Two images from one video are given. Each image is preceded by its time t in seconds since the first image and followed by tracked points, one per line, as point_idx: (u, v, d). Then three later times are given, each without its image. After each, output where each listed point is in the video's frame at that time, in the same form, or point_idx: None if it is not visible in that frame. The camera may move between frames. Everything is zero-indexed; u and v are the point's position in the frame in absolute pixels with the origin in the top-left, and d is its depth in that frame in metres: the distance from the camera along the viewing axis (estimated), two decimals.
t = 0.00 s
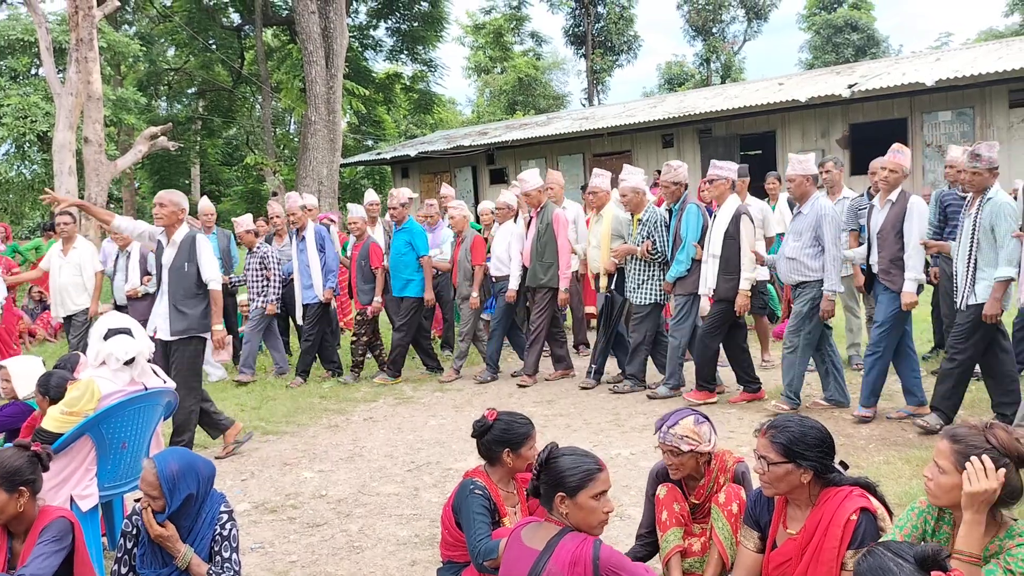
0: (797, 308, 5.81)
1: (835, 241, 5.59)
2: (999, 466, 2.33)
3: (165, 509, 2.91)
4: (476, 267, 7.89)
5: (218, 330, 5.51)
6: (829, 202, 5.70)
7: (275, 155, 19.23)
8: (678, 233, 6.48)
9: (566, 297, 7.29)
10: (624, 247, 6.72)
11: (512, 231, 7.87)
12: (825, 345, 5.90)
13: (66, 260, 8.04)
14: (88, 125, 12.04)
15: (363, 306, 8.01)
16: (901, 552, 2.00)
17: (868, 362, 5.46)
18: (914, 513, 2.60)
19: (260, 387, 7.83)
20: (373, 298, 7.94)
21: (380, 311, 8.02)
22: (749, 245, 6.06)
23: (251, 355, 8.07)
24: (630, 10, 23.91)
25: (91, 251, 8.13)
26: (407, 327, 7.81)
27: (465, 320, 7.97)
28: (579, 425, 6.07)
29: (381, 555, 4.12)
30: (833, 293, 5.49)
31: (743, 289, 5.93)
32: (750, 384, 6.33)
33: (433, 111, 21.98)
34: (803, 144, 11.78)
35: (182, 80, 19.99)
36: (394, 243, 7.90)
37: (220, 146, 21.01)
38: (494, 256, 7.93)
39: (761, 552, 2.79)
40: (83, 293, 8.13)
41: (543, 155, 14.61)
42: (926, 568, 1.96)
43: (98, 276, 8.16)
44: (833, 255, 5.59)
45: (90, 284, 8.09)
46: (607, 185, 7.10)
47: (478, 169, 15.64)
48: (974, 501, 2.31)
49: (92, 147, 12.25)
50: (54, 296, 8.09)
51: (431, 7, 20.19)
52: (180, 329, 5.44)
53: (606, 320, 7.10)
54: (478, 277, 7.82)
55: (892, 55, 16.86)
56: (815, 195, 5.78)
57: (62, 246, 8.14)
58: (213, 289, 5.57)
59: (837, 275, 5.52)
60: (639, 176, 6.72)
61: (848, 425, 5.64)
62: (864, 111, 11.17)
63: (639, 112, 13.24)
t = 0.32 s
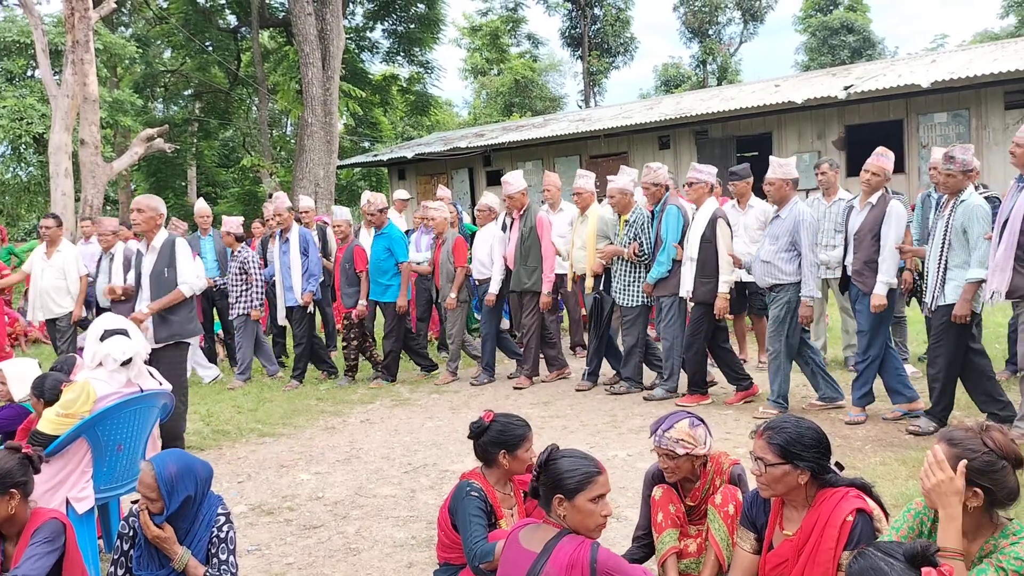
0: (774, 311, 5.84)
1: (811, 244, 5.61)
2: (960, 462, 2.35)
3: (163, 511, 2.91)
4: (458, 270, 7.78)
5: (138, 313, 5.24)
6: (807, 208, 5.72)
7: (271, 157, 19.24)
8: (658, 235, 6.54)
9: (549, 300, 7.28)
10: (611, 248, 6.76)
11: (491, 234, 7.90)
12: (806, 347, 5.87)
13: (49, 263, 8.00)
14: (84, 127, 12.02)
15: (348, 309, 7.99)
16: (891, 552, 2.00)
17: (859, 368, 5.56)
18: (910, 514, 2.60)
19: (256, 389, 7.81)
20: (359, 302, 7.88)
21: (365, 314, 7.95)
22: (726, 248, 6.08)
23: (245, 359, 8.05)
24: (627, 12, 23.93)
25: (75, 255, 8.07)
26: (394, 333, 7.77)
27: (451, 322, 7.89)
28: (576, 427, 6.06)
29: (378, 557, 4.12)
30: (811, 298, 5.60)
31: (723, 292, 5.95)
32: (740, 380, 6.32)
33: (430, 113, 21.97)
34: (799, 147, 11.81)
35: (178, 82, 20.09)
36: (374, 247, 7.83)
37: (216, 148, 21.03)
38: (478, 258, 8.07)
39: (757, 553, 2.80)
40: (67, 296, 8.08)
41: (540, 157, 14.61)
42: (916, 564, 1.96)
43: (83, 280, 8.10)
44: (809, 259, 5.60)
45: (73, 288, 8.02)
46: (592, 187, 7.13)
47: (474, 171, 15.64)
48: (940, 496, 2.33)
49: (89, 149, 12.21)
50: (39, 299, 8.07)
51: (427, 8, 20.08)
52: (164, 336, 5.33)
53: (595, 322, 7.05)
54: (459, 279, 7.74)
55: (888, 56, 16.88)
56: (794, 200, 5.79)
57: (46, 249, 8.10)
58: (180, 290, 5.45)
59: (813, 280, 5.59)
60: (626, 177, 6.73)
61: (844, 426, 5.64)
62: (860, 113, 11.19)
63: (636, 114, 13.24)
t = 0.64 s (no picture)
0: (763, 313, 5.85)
1: (792, 246, 5.64)
2: (968, 463, 2.35)
3: (163, 512, 2.90)
4: (447, 272, 7.71)
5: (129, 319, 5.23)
6: (789, 208, 5.72)
7: (269, 159, 19.23)
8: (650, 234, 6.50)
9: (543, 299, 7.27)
10: (602, 248, 6.75)
11: (479, 238, 7.79)
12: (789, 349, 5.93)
13: (39, 267, 8.00)
14: (81, 130, 11.99)
15: (336, 311, 7.90)
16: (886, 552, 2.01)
17: (854, 369, 5.56)
18: (907, 515, 2.61)
19: (254, 391, 7.79)
20: (345, 303, 7.83)
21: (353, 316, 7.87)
22: (712, 250, 6.15)
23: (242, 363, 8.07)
24: (624, 13, 23.95)
25: (65, 258, 8.09)
26: (386, 334, 7.77)
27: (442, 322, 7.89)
28: (574, 428, 6.06)
29: (376, 558, 4.12)
30: (785, 296, 5.63)
31: (703, 293, 6.02)
32: (714, 372, 6.55)
33: (428, 114, 21.99)
34: (797, 147, 11.82)
35: (176, 83, 20.21)
36: (360, 250, 7.83)
37: (214, 149, 21.03)
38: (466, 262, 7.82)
39: (756, 554, 2.80)
40: (58, 299, 8.09)
41: (538, 158, 14.61)
42: (911, 563, 1.98)
43: (73, 283, 8.12)
44: (790, 260, 5.64)
45: (63, 290, 8.01)
46: (581, 188, 7.02)
47: (472, 173, 15.64)
48: (948, 497, 2.33)
49: (86, 151, 12.19)
50: (28, 304, 8.02)
51: (425, 10, 20.16)
52: (152, 335, 5.32)
53: (583, 325, 7.04)
54: (450, 281, 7.70)
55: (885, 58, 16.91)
56: (776, 199, 5.81)
57: (34, 253, 8.10)
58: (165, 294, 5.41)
59: (793, 279, 5.62)
60: (618, 177, 6.74)
61: (842, 426, 5.64)
62: (857, 114, 11.21)
63: (633, 115, 13.21)
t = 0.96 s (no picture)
0: (757, 310, 5.84)
1: (785, 245, 5.69)
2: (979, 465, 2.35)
3: (164, 514, 2.90)
4: (437, 273, 7.74)
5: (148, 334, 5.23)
6: (779, 207, 5.77)
7: (267, 160, 19.21)
8: (648, 232, 6.56)
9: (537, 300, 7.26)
10: (596, 248, 6.76)
11: (472, 238, 7.86)
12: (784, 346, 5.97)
13: (32, 268, 8.01)
14: (80, 131, 11.99)
15: (326, 311, 7.91)
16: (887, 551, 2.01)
17: (852, 370, 5.62)
18: (907, 514, 2.62)
19: (252, 392, 7.79)
20: (336, 303, 7.80)
21: (343, 316, 7.86)
22: (708, 251, 6.13)
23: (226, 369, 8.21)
24: (622, 14, 23.95)
25: (57, 259, 8.12)
26: (381, 333, 7.83)
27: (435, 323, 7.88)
28: (573, 428, 6.06)
29: (374, 559, 4.12)
30: (785, 295, 5.65)
31: (700, 293, 6.00)
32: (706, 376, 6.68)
33: (426, 115, 22.01)
34: (795, 147, 11.82)
35: (173, 85, 19.94)
36: (354, 250, 7.85)
37: (213, 150, 21.03)
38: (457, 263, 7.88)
39: (755, 553, 2.80)
40: (52, 300, 8.12)
41: (536, 159, 14.61)
42: (911, 560, 1.98)
43: (66, 284, 8.15)
44: (783, 259, 5.69)
45: (59, 293, 8.08)
46: (572, 190, 7.04)
47: (470, 173, 15.64)
48: (960, 498, 2.32)
49: (85, 152, 12.19)
50: (21, 305, 8.05)
51: (423, 11, 20.10)
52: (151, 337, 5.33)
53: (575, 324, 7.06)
54: (440, 282, 7.71)
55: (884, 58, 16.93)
56: (763, 200, 5.84)
57: (26, 253, 8.10)
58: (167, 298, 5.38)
59: (787, 277, 5.67)
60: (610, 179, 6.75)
61: (841, 426, 5.64)
62: (855, 114, 11.23)
63: (631, 116, 13.24)
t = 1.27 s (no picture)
0: (755, 308, 5.86)
1: (780, 242, 5.68)
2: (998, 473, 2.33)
3: (165, 514, 2.90)
4: (430, 270, 7.74)
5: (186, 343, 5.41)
6: (773, 205, 5.80)
7: (267, 160, 19.20)
8: (648, 230, 6.53)
9: (531, 299, 7.30)
10: (592, 250, 6.69)
11: (465, 237, 7.74)
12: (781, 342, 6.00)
13: (22, 270, 7.96)
14: (79, 131, 11.99)
15: (321, 310, 7.93)
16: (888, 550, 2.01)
17: (848, 369, 5.61)
18: (906, 514, 2.62)
19: (252, 393, 7.79)
20: (329, 302, 7.85)
21: (337, 315, 7.87)
22: (709, 246, 6.14)
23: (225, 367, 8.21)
24: (622, 14, 23.94)
25: (48, 260, 8.07)
26: (375, 332, 7.80)
27: (431, 322, 7.87)
28: (573, 428, 6.06)
29: (374, 559, 4.12)
30: (779, 291, 5.64)
31: (698, 287, 6.03)
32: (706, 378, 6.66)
33: (426, 116, 22.02)
34: (795, 147, 11.82)
35: (173, 85, 20.05)
36: (351, 248, 7.86)
37: (212, 151, 21.04)
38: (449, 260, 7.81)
39: (754, 553, 2.80)
40: (44, 300, 8.08)
41: (535, 159, 14.60)
42: (912, 557, 1.98)
43: (58, 285, 8.10)
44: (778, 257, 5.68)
45: (49, 292, 8.02)
46: (566, 188, 7.05)
47: (470, 174, 15.64)
48: (975, 500, 2.30)
49: (85, 153, 12.20)
50: (12, 306, 7.99)
51: (423, 11, 20.12)
52: (155, 339, 5.36)
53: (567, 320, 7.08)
54: (432, 280, 7.70)
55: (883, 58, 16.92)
56: (758, 199, 5.88)
57: (16, 255, 8.04)
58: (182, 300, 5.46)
59: (783, 273, 5.65)
60: (603, 180, 6.77)
61: (841, 426, 5.63)
62: (855, 114, 11.24)
63: (630, 116, 13.23)
